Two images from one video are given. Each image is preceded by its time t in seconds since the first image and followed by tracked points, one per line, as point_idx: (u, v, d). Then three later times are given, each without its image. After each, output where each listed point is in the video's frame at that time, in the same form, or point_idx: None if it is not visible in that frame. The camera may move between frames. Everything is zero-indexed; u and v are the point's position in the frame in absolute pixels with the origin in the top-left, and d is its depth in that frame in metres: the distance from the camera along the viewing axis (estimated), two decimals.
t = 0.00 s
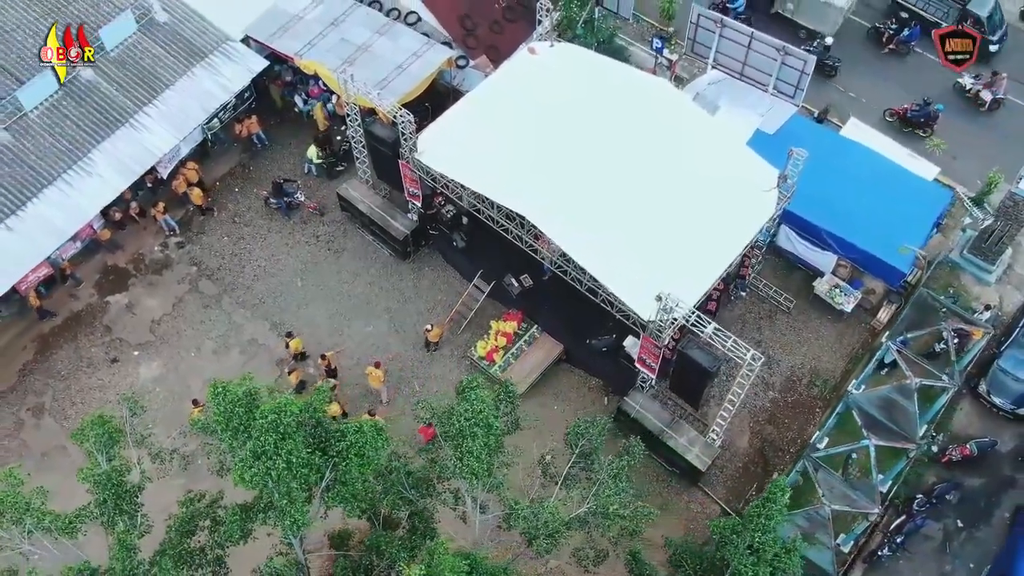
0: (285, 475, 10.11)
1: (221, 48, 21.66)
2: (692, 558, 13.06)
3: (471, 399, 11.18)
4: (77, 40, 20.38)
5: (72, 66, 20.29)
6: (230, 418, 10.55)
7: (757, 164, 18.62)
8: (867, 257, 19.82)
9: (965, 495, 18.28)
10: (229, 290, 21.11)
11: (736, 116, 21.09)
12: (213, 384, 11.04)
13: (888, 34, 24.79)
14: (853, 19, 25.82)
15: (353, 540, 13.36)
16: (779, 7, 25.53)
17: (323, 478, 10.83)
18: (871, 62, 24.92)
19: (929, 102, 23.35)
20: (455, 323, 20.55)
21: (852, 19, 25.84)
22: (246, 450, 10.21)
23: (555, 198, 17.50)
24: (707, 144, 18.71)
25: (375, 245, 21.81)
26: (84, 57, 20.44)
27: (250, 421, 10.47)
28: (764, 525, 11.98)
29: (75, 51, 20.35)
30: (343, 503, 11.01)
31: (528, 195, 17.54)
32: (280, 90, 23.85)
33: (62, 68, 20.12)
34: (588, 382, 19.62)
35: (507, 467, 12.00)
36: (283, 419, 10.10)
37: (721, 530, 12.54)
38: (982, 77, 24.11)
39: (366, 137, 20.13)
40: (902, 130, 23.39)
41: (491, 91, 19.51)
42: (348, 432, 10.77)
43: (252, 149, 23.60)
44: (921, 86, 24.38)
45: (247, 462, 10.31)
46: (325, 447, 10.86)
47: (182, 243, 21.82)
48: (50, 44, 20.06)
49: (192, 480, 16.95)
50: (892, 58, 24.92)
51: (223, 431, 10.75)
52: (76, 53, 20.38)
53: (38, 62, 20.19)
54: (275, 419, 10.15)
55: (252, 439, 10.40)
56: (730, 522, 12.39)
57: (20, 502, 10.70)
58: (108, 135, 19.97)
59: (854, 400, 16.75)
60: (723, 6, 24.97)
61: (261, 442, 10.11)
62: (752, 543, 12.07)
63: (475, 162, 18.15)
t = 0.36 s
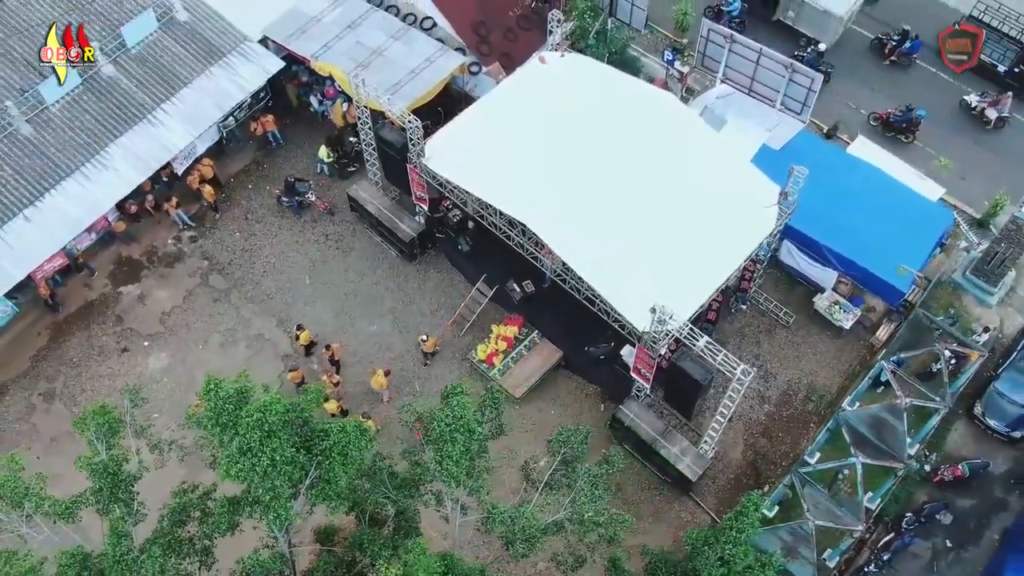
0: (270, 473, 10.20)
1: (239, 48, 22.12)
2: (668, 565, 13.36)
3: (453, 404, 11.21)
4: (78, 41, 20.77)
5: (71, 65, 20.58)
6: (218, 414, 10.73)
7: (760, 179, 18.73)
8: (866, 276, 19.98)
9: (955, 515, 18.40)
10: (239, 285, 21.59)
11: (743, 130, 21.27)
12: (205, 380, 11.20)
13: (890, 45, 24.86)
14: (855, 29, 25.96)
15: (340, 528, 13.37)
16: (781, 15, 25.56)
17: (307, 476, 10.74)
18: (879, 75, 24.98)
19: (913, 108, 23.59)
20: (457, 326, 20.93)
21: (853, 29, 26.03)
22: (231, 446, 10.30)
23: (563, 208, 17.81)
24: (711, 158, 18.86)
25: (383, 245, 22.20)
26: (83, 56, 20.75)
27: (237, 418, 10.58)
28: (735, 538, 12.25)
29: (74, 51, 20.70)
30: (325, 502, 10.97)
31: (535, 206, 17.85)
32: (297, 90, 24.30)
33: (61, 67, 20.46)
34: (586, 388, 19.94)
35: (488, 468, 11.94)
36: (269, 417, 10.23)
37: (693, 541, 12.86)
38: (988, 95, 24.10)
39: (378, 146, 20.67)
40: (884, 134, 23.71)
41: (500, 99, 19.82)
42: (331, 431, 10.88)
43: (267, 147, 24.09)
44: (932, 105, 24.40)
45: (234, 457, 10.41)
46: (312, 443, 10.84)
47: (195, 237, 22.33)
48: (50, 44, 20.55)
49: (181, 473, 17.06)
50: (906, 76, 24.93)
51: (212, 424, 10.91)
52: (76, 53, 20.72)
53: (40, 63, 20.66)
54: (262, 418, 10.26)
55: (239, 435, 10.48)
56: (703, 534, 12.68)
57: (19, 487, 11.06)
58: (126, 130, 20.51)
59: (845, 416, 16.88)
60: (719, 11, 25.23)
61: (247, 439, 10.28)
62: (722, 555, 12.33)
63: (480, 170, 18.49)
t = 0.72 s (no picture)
0: (254, 469, 10.42)
1: (256, 47, 22.59)
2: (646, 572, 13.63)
3: (437, 408, 11.50)
4: (78, 41, 21.08)
5: (70, 65, 20.83)
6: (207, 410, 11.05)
7: (761, 194, 18.86)
8: (865, 293, 20.08)
9: (944, 535, 18.51)
10: (248, 280, 22.06)
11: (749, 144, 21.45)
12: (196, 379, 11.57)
13: (891, 54, 25.11)
14: (857, 37, 26.18)
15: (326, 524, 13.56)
16: (779, 19, 25.76)
17: (291, 472, 10.91)
18: (890, 91, 25.03)
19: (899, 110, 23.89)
20: (459, 328, 21.30)
21: (852, 36, 26.25)
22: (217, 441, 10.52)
23: (571, 218, 18.13)
24: (714, 172, 19.03)
25: (390, 246, 22.58)
26: (83, 57, 21.01)
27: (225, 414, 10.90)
28: (705, 548, 12.52)
29: (74, 51, 20.98)
30: (304, 498, 11.09)
31: (542, 214, 18.16)
32: (312, 90, 24.71)
33: (61, 67, 20.74)
34: (583, 395, 20.25)
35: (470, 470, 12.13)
36: (256, 414, 10.51)
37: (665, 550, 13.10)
38: (990, 109, 24.11)
39: (387, 149, 21.04)
40: (870, 137, 24.02)
41: (508, 107, 20.12)
42: (315, 429, 11.15)
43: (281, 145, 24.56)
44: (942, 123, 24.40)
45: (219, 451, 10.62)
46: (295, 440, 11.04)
47: (207, 232, 22.82)
48: (51, 44, 20.84)
49: (177, 463, 17.43)
50: (918, 93, 24.92)
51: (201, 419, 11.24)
52: (76, 53, 20.98)
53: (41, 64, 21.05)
54: (247, 416, 10.52)
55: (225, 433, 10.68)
56: (676, 543, 12.92)
57: (20, 471, 11.49)
58: (142, 126, 21.03)
59: (834, 433, 17.11)
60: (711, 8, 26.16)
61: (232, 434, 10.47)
62: (694, 565, 12.54)
63: (486, 177, 18.83)
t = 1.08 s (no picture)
0: (240, 466, 10.76)
1: (272, 49, 23.07)
2: None
3: (423, 414, 11.82)
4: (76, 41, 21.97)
5: (71, 65, 21.73)
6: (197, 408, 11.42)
7: (762, 211, 19.04)
8: (864, 311, 20.14)
9: (933, 555, 18.64)
10: (257, 277, 22.54)
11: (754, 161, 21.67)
12: (190, 377, 11.93)
13: (887, 61, 25.36)
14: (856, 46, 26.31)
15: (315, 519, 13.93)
16: (773, 22, 26.27)
17: (277, 470, 11.24)
18: (902, 109, 25.04)
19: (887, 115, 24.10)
20: (461, 331, 21.66)
21: (849, 43, 26.46)
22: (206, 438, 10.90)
23: (572, 229, 18.44)
24: (717, 188, 19.26)
25: (397, 248, 22.98)
26: (82, 56, 21.83)
27: (215, 412, 11.27)
28: (678, 557, 12.73)
29: (74, 51, 21.84)
30: (290, 495, 11.44)
31: (546, 224, 18.50)
32: (328, 91, 25.11)
33: (61, 67, 21.66)
34: (581, 402, 20.56)
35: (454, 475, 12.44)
36: (244, 413, 10.87)
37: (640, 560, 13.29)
38: (989, 125, 24.21)
39: (396, 154, 21.40)
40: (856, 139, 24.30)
41: (516, 117, 20.45)
42: (301, 429, 11.46)
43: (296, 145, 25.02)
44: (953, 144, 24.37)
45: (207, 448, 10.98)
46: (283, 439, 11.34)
47: (220, 228, 23.33)
48: (51, 44, 21.71)
49: (177, 455, 17.91)
50: (929, 114, 24.89)
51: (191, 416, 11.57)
52: (76, 53, 21.86)
53: (41, 63, 21.71)
54: (235, 415, 10.87)
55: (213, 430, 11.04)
56: (650, 553, 13.16)
57: (21, 459, 11.95)
58: (159, 123, 21.56)
59: (823, 450, 17.43)
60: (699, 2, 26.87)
61: (220, 432, 10.83)
62: None
63: (491, 185, 19.20)
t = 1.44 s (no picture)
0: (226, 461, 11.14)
1: (289, 51, 23.53)
2: None
3: (409, 417, 12.18)
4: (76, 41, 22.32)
5: (70, 65, 22.12)
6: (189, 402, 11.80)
7: (762, 226, 19.24)
8: (861, 329, 20.26)
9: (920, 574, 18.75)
10: (265, 273, 23.00)
11: (758, 177, 21.92)
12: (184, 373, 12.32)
13: (882, 64, 25.72)
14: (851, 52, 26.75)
15: (304, 514, 14.29)
16: (768, 23, 26.75)
17: (263, 466, 11.60)
18: (912, 128, 25.08)
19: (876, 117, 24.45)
20: (463, 334, 22.02)
21: (842, 45, 26.92)
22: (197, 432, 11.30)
23: (574, 238, 18.76)
24: (719, 202, 19.47)
25: (404, 250, 23.36)
26: (82, 56, 22.19)
27: (206, 407, 11.65)
28: (653, 566, 12.97)
29: (73, 51, 22.20)
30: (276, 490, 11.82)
31: (548, 232, 18.84)
32: (343, 93, 25.55)
33: (61, 67, 22.07)
34: (578, 408, 20.85)
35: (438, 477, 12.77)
36: (232, 410, 11.26)
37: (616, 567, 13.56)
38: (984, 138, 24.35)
39: (405, 158, 21.78)
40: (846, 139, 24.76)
41: (524, 125, 20.77)
42: (289, 427, 11.82)
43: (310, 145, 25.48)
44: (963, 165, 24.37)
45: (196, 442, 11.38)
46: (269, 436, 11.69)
47: (232, 224, 23.82)
48: (51, 45, 22.16)
49: (176, 445, 18.38)
50: (938, 132, 24.96)
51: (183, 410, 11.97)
52: (75, 53, 22.24)
53: (41, 63, 22.16)
54: (224, 411, 11.26)
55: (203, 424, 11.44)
56: (626, 560, 13.42)
57: (23, 444, 12.41)
58: (176, 120, 22.09)
59: (810, 466, 17.56)
60: None
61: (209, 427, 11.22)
62: None
63: (496, 192, 19.56)
